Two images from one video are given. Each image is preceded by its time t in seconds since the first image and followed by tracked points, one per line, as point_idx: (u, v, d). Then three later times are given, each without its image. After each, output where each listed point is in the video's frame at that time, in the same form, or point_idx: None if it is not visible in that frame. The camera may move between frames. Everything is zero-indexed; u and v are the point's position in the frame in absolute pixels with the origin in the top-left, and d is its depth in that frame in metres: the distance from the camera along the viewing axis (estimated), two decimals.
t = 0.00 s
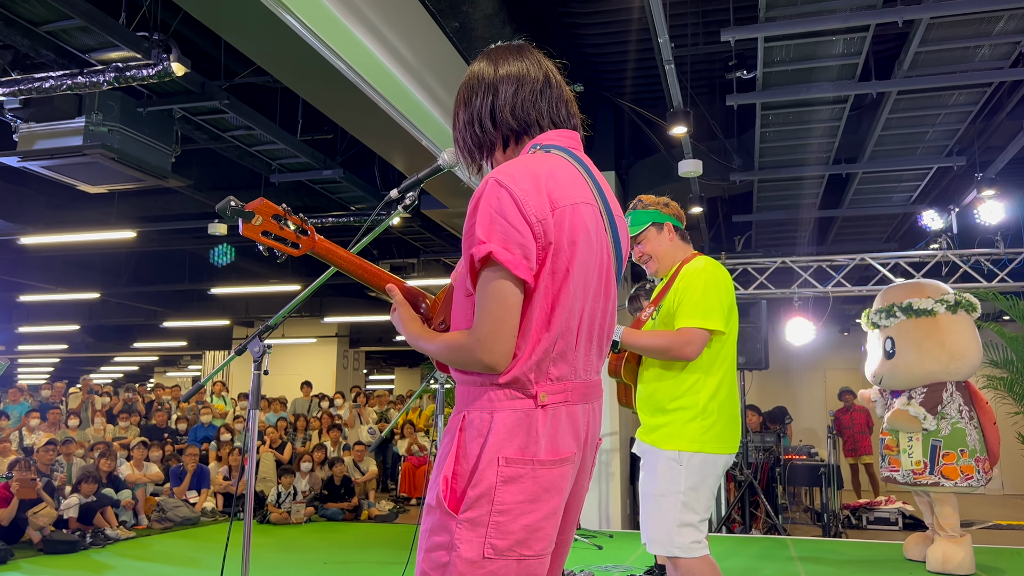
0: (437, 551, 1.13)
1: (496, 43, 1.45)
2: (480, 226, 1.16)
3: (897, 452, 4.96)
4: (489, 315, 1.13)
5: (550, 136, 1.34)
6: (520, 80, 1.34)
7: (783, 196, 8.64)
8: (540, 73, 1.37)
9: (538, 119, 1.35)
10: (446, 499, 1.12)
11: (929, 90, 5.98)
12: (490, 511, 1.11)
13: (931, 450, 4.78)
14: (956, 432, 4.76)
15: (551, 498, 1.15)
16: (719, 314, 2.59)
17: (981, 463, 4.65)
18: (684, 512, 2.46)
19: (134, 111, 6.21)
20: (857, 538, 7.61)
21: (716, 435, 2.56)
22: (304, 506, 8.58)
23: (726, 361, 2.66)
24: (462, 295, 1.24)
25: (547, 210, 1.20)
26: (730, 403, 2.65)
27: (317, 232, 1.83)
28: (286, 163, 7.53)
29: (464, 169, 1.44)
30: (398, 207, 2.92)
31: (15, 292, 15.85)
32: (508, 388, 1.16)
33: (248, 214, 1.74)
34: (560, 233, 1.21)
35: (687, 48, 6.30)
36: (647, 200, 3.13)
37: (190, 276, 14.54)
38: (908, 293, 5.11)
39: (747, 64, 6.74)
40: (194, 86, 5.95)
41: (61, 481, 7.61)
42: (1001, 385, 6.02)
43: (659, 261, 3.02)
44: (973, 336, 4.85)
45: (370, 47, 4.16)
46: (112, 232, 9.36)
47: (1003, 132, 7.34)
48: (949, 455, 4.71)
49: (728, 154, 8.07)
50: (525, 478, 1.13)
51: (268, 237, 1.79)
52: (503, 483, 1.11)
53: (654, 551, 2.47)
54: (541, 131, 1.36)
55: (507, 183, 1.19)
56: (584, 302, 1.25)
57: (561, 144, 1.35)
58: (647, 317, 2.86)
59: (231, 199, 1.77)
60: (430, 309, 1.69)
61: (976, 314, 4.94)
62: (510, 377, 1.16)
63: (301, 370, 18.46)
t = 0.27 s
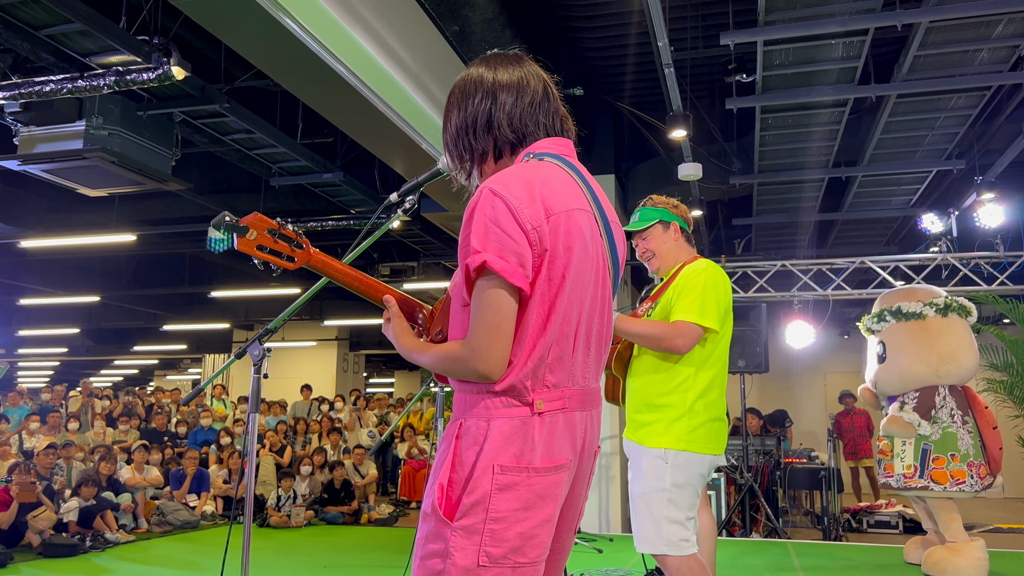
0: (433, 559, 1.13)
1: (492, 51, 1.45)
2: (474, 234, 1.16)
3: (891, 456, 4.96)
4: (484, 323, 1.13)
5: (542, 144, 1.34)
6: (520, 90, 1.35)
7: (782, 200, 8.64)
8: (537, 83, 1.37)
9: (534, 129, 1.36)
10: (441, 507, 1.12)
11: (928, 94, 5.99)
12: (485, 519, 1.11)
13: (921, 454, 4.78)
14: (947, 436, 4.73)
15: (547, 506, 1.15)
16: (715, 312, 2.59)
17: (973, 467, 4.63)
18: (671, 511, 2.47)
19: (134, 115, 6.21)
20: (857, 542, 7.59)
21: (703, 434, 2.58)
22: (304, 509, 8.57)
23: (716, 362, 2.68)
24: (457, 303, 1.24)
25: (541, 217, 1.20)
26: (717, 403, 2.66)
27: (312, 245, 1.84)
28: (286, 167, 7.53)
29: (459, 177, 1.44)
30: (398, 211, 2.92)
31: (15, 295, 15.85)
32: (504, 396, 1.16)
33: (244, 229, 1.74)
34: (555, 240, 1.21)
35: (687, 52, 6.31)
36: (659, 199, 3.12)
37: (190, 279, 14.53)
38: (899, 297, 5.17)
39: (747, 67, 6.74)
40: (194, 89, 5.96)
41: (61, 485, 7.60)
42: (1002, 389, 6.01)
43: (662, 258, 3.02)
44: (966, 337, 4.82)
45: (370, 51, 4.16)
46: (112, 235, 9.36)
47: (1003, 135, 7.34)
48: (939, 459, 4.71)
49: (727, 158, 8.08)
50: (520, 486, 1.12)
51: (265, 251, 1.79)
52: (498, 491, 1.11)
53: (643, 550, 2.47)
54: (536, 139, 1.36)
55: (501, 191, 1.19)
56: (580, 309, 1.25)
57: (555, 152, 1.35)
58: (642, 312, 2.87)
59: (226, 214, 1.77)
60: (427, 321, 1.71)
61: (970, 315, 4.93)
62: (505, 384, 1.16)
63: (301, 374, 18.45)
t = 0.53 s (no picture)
0: (435, 559, 1.12)
1: (486, 53, 1.44)
2: (473, 233, 1.16)
3: (891, 456, 5.02)
4: (482, 323, 1.13)
5: (539, 145, 1.34)
6: (515, 92, 1.34)
7: (782, 202, 8.64)
8: (533, 85, 1.37)
9: (530, 131, 1.36)
10: (443, 508, 1.12)
11: (927, 96, 5.99)
12: (487, 519, 1.10)
13: (920, 455, 4.79)
14: (946, 437, 4.72)
15: (548, 505, 1.15)
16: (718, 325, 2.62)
17: (972, 469, 4.62)
18: (638, 504, 2.45)
19: (135, 118, 6.21)
20: (858, 545, 7.58)
21: (689, 440, 2.56)
22: (304, 512, 8.56)
23: (715, 374, 2.67)
24: (456, 304, 1.24)
25: (539, 216, 1.20)
26: (710, 415, 2.64)
27: (311, 247, 1.84)
28: (287, 169, 7.53)
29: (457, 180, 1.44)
30: (399, 213, 2.93)
31: (15, 298, 15.84)
32: (504, 396, 1.15)
33: (243, 232, 1.74)
34: (553, 239, 1.21)
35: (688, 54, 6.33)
36: (665, 207, 3.13)
37: (190, 282, 14.53)
38: (900, 294, 5.15)
39: (748, 69, 6.75)
40: (194, 92, 5.96)
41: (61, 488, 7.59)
42: (1002, 391, 6.00)
43: (670, 266, 3.03)
44: (969, 337, 4.81)
45: (370, 53, 4.16)
46: (112, 238, 9.35)
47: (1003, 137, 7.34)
48: (937, 461, 4.71)
49: (727, 160, 8.09)
50: (522, 485, 1.12)
51: (264, 254, 1.79)
52: (500, 490, 1.11)
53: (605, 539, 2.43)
54: (532, 141, 1.36)
55: (499, 190, 1.19)
56: (579, 308, 1.25)
57: (552, 153, 1.35)
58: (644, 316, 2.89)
59: (226, 217, 1.77)
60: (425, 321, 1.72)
61: (972, 312, 4.90)
62: (505, 384, 1.15)
63: (301, 376, 18.44)
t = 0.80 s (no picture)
0: (436, 556, 1.12)
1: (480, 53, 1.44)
2: (471, 228, 1.16)
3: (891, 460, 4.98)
4: (481, 317, 1.13)
5: (537, 140, 1.34)
6: (508, 90, 1.34)
7: (783, 203, 8.64)
8: (526, 82, 1.37)
9: (525, 128, 1.36)
10: (443, 505, 1.12)
11: (929, 97, 5.99)
12: (488, 514, 1.10)
13: (921, 461, 4.77)
14: (949, 443, 4.72)
15: (549, 500, 1.15)
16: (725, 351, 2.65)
17: (974, 476, 4.62)
18: (613, 503, 2.41)
19: (136, 118, 6.22)
20: (859, 546, 7.56)
21: (679, 456, 2.53)
22: (304, 513, 8.56)
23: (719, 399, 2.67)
24: (454, 299, 1.24)
25: (537, 210, 1.20)
26: (707, 434, 2.63)
27: (308, 245, 1.83)
28: (287, 170, 7.53)
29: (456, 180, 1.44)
30: (399, 214, 2.93)
31: (16, 299, 15.84)
32: (504, 391, 1.15)
33: (240, 230, 1.73)
34: (551, 233, 1.21)
35: (689, 55, 6.33)
36: (662, 226, 3.13)
37: (191, 283, 14.54)
38: (908, 298, 5.09)
39: (748, 71, 6.75)
40: (195, 93, 5.97)
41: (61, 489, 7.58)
42: (1004, 393, 5.99)
43: (672, 285, 3.02)
44: (976, 345, 4.82)
45: (371, 54, 4.16)
46: (113, 239, 9.36)
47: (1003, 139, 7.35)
48: (939, 467, 4.69)
49: (728, 162, 8.10)
50: (522, 480, 1.12)
51: (260, 253, 1.79)
52: (500, 486, 1.11)
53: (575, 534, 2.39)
54: (528, 137, 1.36)
55: (496, 185, 1.18)
56: (576, 302, 1.25)
57: (549, 149, 1.34)
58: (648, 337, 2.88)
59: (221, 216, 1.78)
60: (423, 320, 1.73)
61: (979, 319, 4.90)
62: (503, 378, 1.15)
63: (301, 377, 18.44)
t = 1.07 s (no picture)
0: (440, 558, 1.12)
1: (487, 53, 1.44)
2: (471, 229, 1.16)
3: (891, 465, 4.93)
4: (482, 318, 1.13)
5: (537, 143, 1.34)
6: (516, 93, 1.34)
7: (784, 205, 8.64)
8: (531, 85, 1.37)
9: (529, 129, 1.36)
10: (447, 507, 1.12)
11: (931, 98, 5.98)
12: (492, 515, 1.10)
13: (923, 467, 4.73)
14: (949, 449, 4.69)
15: (551, 500, 1.15)
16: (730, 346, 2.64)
17: (975, 481, 4.61)
18: (625, 505, 2.42)
19: (138, 119, 6.22)
20: (860, 548, 7.55)
21: (686, 450, 2.54)
22: (305, 514, 8.56)
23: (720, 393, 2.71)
24: (455, 302, 1.24)
25: (537, 211, 1.20)
26: (710, 429, 2.64)
27: (310, 249, 1.81)
28: (289, 171, 7.54)
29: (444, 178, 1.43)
30: (402, 215, 2.93)
31: (17, 299, 15.84)
32: (507, 392, 1.15)
33: (241, 235, 1.75)
34: (551, 234, 1.21)
35: (691, 56, 6.33)
36: (651, 219, 3.10)
37: (192, 284, 14.54)
38: (909, 307, 5.08)
39: (750, 72, 6.76)
40: (197, 94, 5.97)
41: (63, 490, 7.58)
42: (1005, 395, 5.98)
43: (667, 281, 3.03)
44: (978, 352, 4.82)
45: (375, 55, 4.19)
46: (115, 239, 9.36)
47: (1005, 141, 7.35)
48: (940, 473, 4.66)
49: (730, 163, 8.11)
50: (525, 481, 1.12)
51: (263, 257, 1.79)
52: (503, 487, 1.11)
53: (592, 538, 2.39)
54: (529, 140, 1.36)
55: (497, 186, 1.19)
56: (578, 303, 1.25)
57: (549, 151, 1.35)
58: (648, 336, 2.83)
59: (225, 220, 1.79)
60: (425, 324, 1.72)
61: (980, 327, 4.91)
62: (506, 379, 1.15)
63: (302, 378, 18.44)
